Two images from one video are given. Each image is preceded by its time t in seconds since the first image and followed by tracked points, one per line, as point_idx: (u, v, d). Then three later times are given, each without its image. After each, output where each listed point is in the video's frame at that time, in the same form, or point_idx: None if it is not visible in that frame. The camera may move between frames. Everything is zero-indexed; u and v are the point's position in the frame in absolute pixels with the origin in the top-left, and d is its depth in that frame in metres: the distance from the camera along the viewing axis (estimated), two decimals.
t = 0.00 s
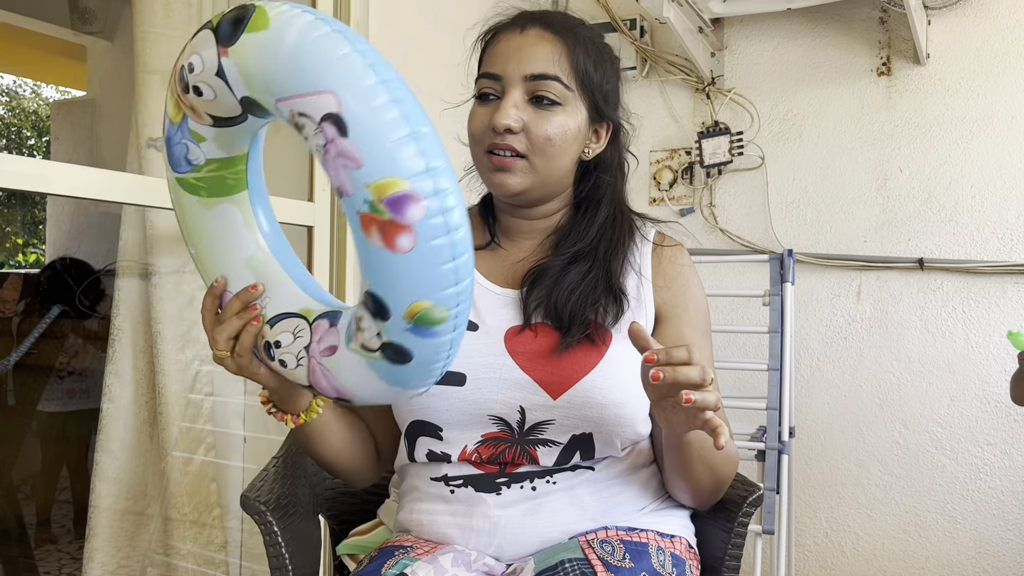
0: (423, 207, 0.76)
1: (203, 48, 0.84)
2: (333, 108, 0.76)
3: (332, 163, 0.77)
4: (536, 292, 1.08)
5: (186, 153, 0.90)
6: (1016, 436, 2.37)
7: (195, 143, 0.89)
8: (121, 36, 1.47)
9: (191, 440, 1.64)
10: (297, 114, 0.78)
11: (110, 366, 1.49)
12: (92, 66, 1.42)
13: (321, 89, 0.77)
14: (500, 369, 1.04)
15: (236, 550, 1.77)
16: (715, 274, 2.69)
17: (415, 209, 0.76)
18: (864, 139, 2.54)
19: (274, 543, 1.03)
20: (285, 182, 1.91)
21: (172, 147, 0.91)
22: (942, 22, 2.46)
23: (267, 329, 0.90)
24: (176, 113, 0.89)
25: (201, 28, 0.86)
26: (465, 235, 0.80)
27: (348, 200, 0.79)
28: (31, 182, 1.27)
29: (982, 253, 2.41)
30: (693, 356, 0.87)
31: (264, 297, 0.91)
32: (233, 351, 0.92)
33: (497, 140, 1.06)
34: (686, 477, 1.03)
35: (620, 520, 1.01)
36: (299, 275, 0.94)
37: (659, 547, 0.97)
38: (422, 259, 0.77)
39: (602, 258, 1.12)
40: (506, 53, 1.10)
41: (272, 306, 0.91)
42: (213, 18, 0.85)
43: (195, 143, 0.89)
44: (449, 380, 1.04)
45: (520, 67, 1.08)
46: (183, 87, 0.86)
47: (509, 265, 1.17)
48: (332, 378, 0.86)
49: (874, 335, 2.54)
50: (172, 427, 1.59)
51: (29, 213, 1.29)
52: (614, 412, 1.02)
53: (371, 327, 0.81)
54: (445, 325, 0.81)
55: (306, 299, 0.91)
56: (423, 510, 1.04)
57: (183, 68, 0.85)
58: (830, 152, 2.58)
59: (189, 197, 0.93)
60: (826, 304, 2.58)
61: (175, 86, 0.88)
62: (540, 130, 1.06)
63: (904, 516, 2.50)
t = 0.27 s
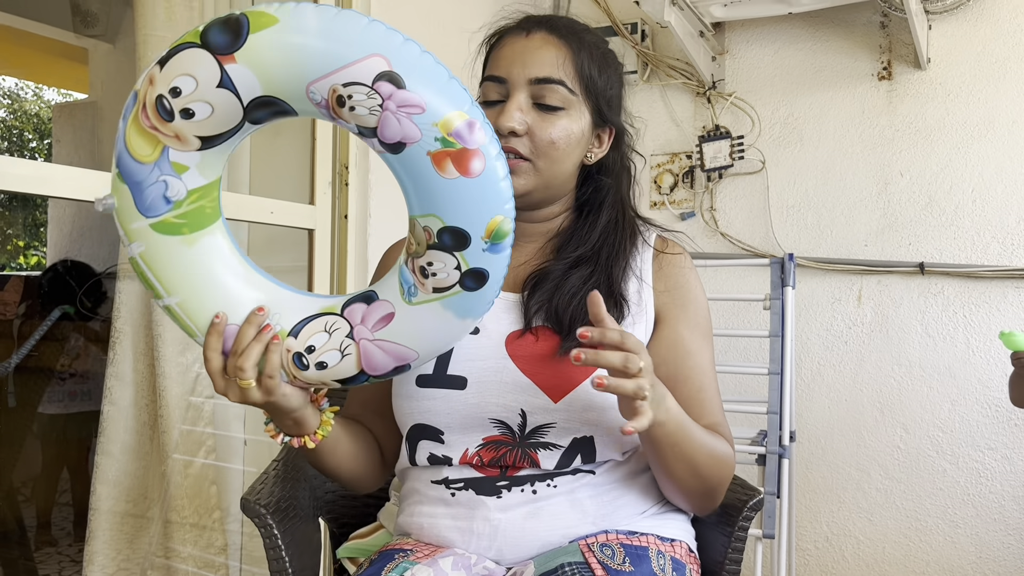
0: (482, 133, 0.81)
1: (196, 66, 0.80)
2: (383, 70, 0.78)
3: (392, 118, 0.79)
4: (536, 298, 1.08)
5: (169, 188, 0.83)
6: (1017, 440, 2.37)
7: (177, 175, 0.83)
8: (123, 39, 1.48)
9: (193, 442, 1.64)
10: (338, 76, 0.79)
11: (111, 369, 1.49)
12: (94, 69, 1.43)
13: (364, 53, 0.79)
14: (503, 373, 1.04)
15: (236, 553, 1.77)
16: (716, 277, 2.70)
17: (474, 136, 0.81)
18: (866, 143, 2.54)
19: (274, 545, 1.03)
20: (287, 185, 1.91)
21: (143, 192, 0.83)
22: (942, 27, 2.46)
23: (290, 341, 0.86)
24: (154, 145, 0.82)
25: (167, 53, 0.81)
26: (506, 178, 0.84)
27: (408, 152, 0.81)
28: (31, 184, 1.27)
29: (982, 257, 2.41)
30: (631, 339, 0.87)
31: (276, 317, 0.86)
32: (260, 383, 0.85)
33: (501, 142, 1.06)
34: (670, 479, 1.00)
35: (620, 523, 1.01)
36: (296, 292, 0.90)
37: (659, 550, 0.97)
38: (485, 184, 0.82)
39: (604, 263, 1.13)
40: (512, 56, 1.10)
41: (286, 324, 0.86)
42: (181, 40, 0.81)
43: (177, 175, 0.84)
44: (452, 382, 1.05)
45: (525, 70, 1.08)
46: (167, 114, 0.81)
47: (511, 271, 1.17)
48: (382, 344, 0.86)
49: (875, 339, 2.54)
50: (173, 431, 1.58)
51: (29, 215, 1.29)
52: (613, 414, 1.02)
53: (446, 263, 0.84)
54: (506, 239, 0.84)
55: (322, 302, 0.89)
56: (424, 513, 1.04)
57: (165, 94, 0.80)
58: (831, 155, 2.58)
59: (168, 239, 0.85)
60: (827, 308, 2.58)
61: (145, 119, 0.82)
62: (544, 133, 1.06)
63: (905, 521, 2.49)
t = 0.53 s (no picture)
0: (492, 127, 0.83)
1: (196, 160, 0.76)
2: (389, 96, 0.79)
3: (411, 140, 0.80)
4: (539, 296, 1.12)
5: (190, 296, 0.80)
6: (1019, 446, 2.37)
7: (196, 280, 0.80)
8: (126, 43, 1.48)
9: (194, 446, 1.64)
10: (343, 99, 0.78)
11: (115, 373, 1.48)
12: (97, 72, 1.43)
13: (370, 81, 0.79)
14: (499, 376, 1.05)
15: (237, 557, 1.77)
16: (718, 282, 2.70)
17: (487, 132, 0.83)
18: (867, 148, 2.54)
19: (276, 549, 1.03)
20: (289, 189, 1.91)
21: (164, 312, 0.79)
22: (944, 33, 2.46)
23: (356, 396, 0.84)
24: (167, 259, 0.78)
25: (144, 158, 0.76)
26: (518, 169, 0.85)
27: (434, 168, 0.82)
28: (34, 187, 1.28)
29: (984, 263, 2.41)
30: (515, 311, 0.82)
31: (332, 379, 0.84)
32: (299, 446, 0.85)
33: (534, 160, 1.06)
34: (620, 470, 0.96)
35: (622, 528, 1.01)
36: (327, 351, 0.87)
37: (661, 555, 0.97)
38: (507, 176, 0.84)
39: (603, 260, 1.13)
40: (550, 73, 1.09)
41: (345, 379, 0.84)
42: (153, 141, 0.76)
43: (195, 280, 0.80)
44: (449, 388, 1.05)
45: (567, 90, 1.08)
46: (174, 220, 0.77)
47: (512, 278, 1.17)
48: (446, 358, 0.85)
49: (876, 344, 2.54)
50: (174, 434, 1.58)
51: (32, 217, 1.30)
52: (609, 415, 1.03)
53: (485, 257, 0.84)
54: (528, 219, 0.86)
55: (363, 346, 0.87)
56: (424, 517, 1.04)
57: (165, 200, 0.76)
58: (833, 160, 2.58)
59: (201, 346, 0.80)
60: (828, 313, 2.58)
61: (147, 234, 0.77)
62: (578, 157, 1.07)
63: (907, 526, 2.49)
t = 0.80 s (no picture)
0: (490, 180, 0.90)
1: (208, 275, 0.76)
2: (396, 174, 0.83)
3: (418, 212, 0.85)
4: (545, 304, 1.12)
5: (217, 409, 0.79)
6: (1020, 451, 2.38)
7: (222, 393, 0.79)
8: (133, 48, 1.50)
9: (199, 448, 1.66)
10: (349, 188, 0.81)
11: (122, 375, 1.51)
12: (105, 77, 1.45)
13: (376, 159, 0.82)
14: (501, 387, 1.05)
15: (242, 559, 1.77)
16: (720, 287, 2.71)
17: (486, 191, 0.88)
18: (869, 154, 2.56)
19: (285, 550, 1.05)
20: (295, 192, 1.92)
21: (196, 435, 0.77)
22: (946, 40, 2.48)
23: (388, 468, 0.87)
24: (192, 378, 0.77)
25: (154, 281, 0.75)
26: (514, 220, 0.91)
27: (442, 236, 0.87)
28: (42, 191, 1.29)
29: (985, 269, 2.42)
30: (527, 344, 0.87)
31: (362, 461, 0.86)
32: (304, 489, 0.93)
33: (544, 162, 1.08)
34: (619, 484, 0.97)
35: (626, 530, 1.02)
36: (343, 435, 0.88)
37: (666, 557, 0.98)
38: (511, 228, 0.90)
39: (607, 267, 1.14)
40: (559, 75, 1.12)
41: (374, 456, 0.87)
42: (167, 255, 0.75)
43: (220, 394, 0.79)
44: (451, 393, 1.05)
45: (575, 92, 1.10)
46: (196, 339, 0.76)
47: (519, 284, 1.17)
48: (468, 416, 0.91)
49: (878, 349, 2.54)
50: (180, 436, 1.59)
51: (35, 221, 1.29)
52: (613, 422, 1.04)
53: (501, 305, 0.90)
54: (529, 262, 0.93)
55: (386, 411, 0.90)
56: (431, 519, 1.05)
57: (186, 321, 0.75)
58: (835, 166, 2.60)
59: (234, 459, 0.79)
60: (830, 318, 2.60)
61: (169, 359, 0.76)
62: (587, 157, 1.08)
63: (909, 531, 2.50)
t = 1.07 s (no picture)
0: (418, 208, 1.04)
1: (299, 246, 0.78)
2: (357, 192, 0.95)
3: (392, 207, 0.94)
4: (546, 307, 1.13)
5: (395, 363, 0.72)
6: (1019, 458, 2.37)
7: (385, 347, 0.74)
8: (134, 52, 1.50)
9: (198, 452, 1.66)
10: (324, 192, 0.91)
11: (120, 379, 1.51)
12: (106, 81, 1.45)
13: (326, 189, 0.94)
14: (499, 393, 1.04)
15: (240, 564, 1.77)
16: (720, 293, 2.70)
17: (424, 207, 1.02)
18: (869, 160, 2.56)
19: (279, 546, 1.05)
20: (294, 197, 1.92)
21: (410, 369, 0.69)
22: (945, 46, 2.48)
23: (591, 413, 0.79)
24: (359, 319, 0.71)
25: (262, 277, 0.73)
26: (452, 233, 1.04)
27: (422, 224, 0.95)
28: (42, 195, 1.28)
29: (985, 275, 2.42)
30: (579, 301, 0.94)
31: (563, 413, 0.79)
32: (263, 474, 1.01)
33: (557, 163, 1.08)
34: (646, 463, 0.97)
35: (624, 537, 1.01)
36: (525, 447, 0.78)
37: (663, 564, 0.98)
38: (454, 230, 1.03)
39: (607, 264, 1.15)
40: (563, 77, 1.12)
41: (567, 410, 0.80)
42: (249, 260, 0.75)
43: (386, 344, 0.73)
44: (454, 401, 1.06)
45: (581, 94, 1.11)
46: (328, 284, 0.74)
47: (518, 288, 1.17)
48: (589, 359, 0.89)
49: (877, 355, 2.54)
50: (178, 440, 1.61)
51: (36, 224, 1.29)
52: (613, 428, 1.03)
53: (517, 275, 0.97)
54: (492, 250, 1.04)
55: (537, 406, 0.84)
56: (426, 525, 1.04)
57: (308, 274, 0.74)
58: (834, 172, 2.60)
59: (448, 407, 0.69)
60: (829, 324, 2.59)
61: (325, 309, 0.70)
62: (597, 157, 1.09)
63: (908, 537, 2.49)
